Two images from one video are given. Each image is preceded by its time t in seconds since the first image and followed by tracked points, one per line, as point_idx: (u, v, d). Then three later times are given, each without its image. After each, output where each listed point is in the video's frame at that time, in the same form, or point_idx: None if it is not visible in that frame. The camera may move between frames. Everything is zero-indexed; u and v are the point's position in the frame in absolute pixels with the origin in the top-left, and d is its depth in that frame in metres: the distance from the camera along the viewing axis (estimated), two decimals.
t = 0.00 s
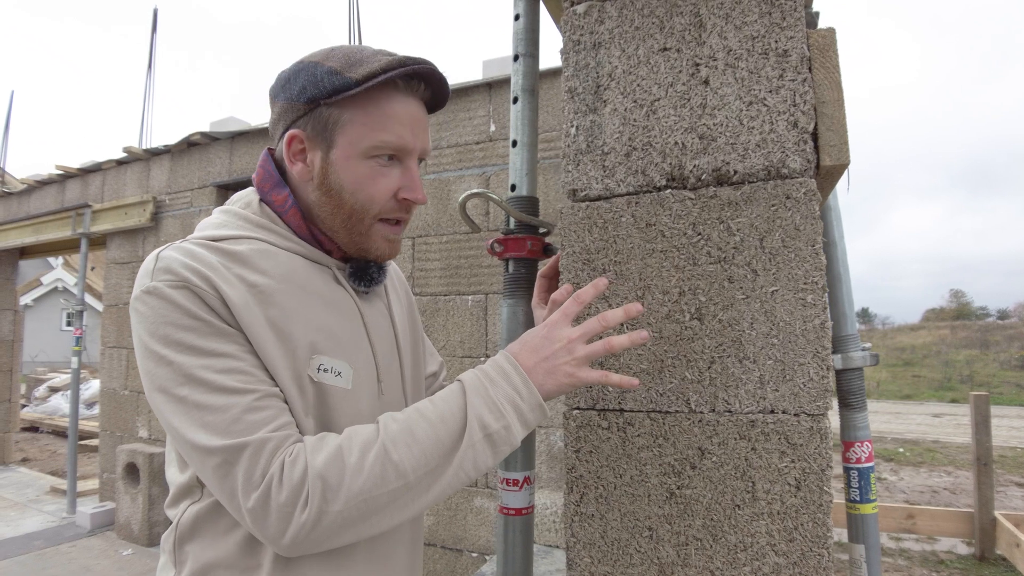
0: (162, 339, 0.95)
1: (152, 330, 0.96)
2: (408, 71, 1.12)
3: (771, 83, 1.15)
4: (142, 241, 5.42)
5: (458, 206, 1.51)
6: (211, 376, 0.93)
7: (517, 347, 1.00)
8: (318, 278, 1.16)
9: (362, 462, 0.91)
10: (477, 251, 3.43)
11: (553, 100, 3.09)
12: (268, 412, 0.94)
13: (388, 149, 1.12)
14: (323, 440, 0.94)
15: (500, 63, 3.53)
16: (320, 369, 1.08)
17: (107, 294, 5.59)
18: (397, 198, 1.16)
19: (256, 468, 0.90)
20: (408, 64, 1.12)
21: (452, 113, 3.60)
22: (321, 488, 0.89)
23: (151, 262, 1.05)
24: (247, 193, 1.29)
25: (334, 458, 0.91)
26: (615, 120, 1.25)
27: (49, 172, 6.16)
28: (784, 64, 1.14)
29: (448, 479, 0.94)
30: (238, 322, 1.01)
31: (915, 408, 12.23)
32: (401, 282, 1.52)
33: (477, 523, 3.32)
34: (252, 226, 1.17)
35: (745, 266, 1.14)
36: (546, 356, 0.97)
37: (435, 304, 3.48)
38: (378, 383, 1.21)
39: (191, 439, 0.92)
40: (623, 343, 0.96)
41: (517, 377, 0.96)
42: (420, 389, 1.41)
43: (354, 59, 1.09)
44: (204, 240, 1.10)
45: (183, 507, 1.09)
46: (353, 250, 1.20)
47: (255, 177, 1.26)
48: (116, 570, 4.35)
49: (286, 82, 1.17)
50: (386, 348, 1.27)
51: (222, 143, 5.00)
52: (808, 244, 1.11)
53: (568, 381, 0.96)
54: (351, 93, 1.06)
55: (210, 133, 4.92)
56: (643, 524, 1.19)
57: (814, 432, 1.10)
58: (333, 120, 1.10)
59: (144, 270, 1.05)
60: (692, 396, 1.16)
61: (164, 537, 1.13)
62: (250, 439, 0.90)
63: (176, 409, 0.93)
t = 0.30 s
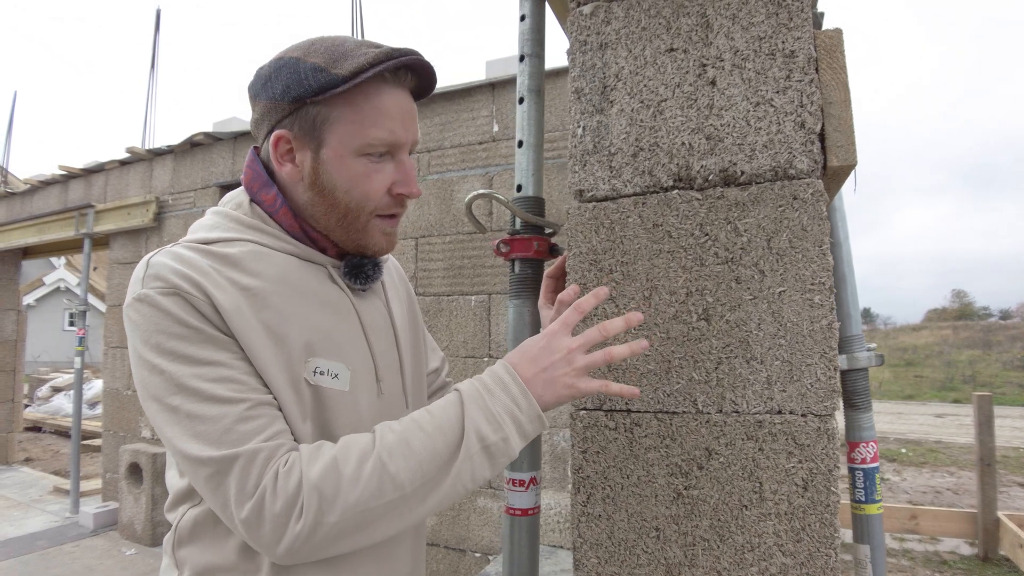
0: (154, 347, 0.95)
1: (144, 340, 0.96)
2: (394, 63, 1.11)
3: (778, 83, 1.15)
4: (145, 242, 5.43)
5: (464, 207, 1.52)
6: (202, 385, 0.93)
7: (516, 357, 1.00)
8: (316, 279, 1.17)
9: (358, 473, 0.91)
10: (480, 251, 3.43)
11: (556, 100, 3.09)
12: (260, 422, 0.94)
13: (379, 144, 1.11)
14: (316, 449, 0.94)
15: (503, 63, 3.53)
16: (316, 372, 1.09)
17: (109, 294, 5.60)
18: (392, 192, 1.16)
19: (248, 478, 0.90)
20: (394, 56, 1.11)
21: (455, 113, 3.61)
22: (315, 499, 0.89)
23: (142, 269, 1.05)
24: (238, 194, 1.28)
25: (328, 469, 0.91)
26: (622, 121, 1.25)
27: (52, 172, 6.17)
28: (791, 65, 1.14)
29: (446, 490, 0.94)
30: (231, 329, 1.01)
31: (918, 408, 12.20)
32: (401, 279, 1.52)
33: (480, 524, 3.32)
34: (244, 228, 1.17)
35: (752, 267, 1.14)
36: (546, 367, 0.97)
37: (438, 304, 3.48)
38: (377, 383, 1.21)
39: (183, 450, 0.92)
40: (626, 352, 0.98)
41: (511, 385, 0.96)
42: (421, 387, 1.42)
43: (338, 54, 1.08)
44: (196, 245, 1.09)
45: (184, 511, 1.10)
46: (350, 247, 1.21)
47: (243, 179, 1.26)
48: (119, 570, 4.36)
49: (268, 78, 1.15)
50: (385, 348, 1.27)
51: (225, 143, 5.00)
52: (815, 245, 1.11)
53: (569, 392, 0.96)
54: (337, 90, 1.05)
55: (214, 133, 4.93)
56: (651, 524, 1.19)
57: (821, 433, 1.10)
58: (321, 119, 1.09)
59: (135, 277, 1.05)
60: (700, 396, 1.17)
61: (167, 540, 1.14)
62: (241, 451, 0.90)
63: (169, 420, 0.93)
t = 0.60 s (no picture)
0: (154, 354, 0.96)
1: (145, 347, 0.97)
2: (390, 63, 1.10)
3: (786, 85, 1.15)
4: (148, 242, 5.44)
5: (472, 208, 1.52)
6: (201, 394, 0.94)
7: (519, 368, 0.98)
8: (318, 282, 1.18)
9: (356, 487, 0.91)
10: (483, 252, 3.44)
11: (560, 101, 3.10)
12: (259, 430, 0.95)
13: (375, 147, 1.11)
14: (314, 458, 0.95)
15: (506, 64, 3.54)
16: (319, 376, 1.10)
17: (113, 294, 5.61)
18: (389, 195, 1.16)
19: (245, 488, 0.91)
20: (389, 56, 1.10)
21: (458, 114, 3.61)
22: (313, 510, 0.90)
23: (143, 274, 1.06)
24: (238, 196, 1.29)
25: (328, 481, 0.91)
26: (629, 123, 1.26)
27: (55, 172, 6.18)
28: (799, 67, 1.15)
29: (445, 502, 0.94)
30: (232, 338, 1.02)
31: (920, 408, 12.19)
32: (406, 280, 1.52)
33: (483, 524, 3.32)
34: (244, 231, 1.18)
35: (760, 268, 1.15)
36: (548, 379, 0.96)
37: (441, 304, 3.49)
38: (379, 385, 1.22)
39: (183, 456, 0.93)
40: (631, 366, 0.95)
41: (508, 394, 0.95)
42: (424, 388, 1.41)
43: (332, 55, 1.08)
44: (196, 252, 1.10)
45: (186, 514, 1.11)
46: (348, 250, 1.22)
47: (243, 182, 1.27)
48: (123, 569, 4.37)
49: (263, 80, 1.15)
50: (388, 351, 1.27)
51: (229, 144, 5.01)
52: (823, 247, 1.11)
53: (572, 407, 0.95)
54: (329, 92, 1.05)
55: (217, 134, 4.94)
56: (659, 524, 1.20)
57: (829, 433, 1.11)
58: (313, 121, 1.10)
59: (136, 283, 1.06)
60: (708, 396, 1.17)
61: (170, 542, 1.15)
62: (239, 461, 0.91)
63: (168, 427, 0.94)
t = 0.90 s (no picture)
0: (176, 358, 0.98)
1: (169, 350, 0.99)
2: (409, 70, 1.12)
3: (791, 91, 1.16)
4: (151, 243, 5.46)
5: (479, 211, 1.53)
6: (225, 399, 0.95)
7: (546, 398, 1.01)
8: (337, 286, 1.20)
9: (387, 494, 0.92)
10: (485, 253, 3.45)
11: (563, 103, 3.11)
12: (281, 435, 0.96)
13: (392, 154, 1.12)
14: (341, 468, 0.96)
15: (509, 65, 3.55)
16: (339, 381, 1.12)
17: (116, 295, 5.62)
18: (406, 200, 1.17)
19: (271, 493, 0.91)
20: (408, 62, 1.12)
21: (461, 115, 3.63)
22: (342, 515, 0.90)
23: (167, 275, 1.07)
24: (256, 197, 1.30)
25: (355, 490, 0.92)
26: (636, 127, 1.27)
27: (58, 173, 6.20)
28: (804, 72, 1.16)
29: (472, 521, 0.94)
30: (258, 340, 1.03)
31: (921, 408, 12.20)
32: (417, 283, 1.54)
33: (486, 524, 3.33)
34: (262, 236, 1.19)
35: (766, 272, 1.16)
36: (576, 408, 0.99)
37: (444, 306, 3.50)
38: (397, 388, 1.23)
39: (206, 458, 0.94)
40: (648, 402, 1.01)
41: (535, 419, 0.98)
42: (436, 392, 1.42)
43: (352, 61, 1.10)
44: (219, 256, 1.11)
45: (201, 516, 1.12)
46: (365, 254, 1.22)
47: (262, 185, 1.28)
48: (126, 570, 4.39)
49: (283, 85, 1.17)
50: (405, 354, 1.29)
51: (231, 145, 5.03)
52: (827, 251, 1.12)
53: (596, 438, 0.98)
54: (350, 98, 1.07)
55: (219, 135, 4.96)
56: (665, 526, 1.21)
57: (834, 435, 1.12)
58: (333, 125, 1.11)
59: (157, 287, 1.08)
60: (713, 399, 1.18)
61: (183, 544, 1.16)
62: (267, 464, 0.92)
63: (193, 430, 0.95)
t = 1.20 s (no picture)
0: (306, 309, 0.97)
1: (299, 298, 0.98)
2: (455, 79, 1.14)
3: (790, 94, 1.18)
4: (152, 243, 5.46)
5: (480, 212, 1.54)
6: (375, 319, 0.99)
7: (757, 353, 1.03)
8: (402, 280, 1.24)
9: (553, 382, 0.96)
10: (486, 253, 3.46)
11: (563, 104, 3.12)
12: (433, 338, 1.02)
13: (432, 158, 1.14)
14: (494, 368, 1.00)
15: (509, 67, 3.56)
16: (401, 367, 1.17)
17: (117, 295, 5.63)
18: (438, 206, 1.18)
19: (443, 379, 0.94)
20: (456, 73, 1.13)
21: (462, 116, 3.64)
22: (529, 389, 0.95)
23: (262, 246, 1.07)
24: (301, 188, 1.24)
25: (521, 380, 0.96)
26: (636, 130, 1.28)
27: (59, 174, 6.21)
28: (803, 76, 1.17)
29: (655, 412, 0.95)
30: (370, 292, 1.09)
31: (920, 409, 12.21)
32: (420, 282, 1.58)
33: (487, 524, 3.34)
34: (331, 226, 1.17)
35: (765, 274, 1.17)
36: (802, 372, 0.98)
37: (444, 306, 3.51)
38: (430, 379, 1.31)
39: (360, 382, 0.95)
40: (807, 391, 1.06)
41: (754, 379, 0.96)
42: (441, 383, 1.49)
43: (404, 67, 1.13)
44: (311, 230, 1.13)
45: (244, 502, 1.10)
46: (394, 254, 1.24)
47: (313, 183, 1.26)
48: (127, 569, 4.40)
49: (343, 87, 1.21)
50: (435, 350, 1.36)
51: (232, 145, 5.04)
52: (826, 252, 1.14)
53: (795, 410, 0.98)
54: (398, 101, 1.09)
55: (220, 136, 4.96)
56: (665, 524, 1.22)
57: (831, 435, 1.13)
58: (379, 126, 1.13)
59: (250, 262, 1.04)
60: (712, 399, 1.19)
61: (217, 526, 1.14)
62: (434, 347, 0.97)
63: (341, 359, 0.96)
